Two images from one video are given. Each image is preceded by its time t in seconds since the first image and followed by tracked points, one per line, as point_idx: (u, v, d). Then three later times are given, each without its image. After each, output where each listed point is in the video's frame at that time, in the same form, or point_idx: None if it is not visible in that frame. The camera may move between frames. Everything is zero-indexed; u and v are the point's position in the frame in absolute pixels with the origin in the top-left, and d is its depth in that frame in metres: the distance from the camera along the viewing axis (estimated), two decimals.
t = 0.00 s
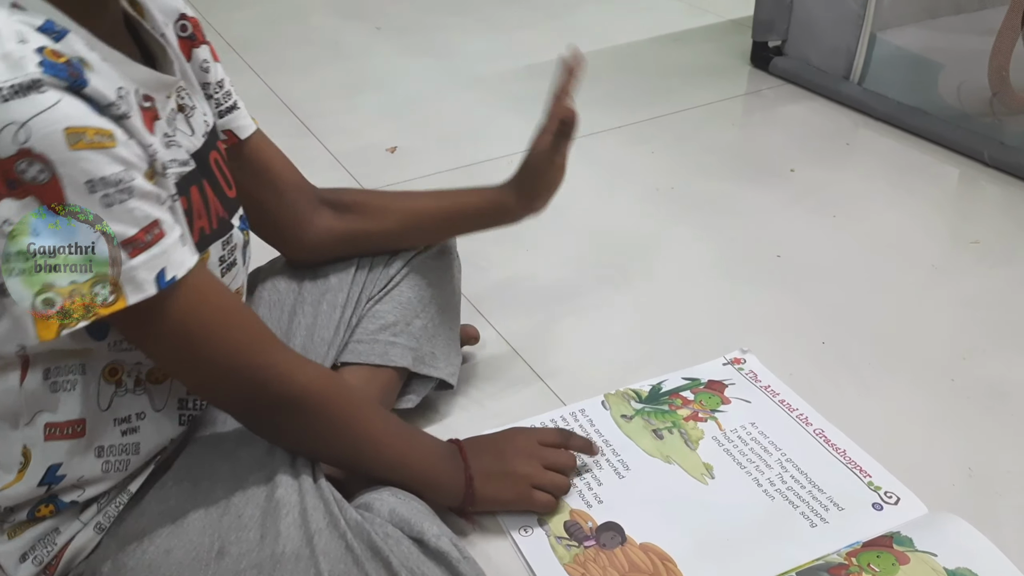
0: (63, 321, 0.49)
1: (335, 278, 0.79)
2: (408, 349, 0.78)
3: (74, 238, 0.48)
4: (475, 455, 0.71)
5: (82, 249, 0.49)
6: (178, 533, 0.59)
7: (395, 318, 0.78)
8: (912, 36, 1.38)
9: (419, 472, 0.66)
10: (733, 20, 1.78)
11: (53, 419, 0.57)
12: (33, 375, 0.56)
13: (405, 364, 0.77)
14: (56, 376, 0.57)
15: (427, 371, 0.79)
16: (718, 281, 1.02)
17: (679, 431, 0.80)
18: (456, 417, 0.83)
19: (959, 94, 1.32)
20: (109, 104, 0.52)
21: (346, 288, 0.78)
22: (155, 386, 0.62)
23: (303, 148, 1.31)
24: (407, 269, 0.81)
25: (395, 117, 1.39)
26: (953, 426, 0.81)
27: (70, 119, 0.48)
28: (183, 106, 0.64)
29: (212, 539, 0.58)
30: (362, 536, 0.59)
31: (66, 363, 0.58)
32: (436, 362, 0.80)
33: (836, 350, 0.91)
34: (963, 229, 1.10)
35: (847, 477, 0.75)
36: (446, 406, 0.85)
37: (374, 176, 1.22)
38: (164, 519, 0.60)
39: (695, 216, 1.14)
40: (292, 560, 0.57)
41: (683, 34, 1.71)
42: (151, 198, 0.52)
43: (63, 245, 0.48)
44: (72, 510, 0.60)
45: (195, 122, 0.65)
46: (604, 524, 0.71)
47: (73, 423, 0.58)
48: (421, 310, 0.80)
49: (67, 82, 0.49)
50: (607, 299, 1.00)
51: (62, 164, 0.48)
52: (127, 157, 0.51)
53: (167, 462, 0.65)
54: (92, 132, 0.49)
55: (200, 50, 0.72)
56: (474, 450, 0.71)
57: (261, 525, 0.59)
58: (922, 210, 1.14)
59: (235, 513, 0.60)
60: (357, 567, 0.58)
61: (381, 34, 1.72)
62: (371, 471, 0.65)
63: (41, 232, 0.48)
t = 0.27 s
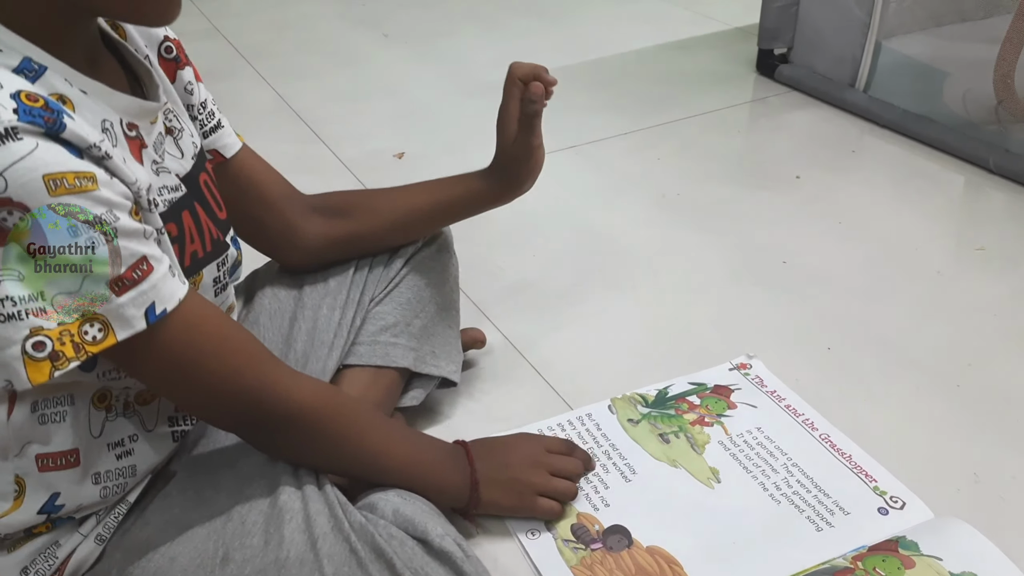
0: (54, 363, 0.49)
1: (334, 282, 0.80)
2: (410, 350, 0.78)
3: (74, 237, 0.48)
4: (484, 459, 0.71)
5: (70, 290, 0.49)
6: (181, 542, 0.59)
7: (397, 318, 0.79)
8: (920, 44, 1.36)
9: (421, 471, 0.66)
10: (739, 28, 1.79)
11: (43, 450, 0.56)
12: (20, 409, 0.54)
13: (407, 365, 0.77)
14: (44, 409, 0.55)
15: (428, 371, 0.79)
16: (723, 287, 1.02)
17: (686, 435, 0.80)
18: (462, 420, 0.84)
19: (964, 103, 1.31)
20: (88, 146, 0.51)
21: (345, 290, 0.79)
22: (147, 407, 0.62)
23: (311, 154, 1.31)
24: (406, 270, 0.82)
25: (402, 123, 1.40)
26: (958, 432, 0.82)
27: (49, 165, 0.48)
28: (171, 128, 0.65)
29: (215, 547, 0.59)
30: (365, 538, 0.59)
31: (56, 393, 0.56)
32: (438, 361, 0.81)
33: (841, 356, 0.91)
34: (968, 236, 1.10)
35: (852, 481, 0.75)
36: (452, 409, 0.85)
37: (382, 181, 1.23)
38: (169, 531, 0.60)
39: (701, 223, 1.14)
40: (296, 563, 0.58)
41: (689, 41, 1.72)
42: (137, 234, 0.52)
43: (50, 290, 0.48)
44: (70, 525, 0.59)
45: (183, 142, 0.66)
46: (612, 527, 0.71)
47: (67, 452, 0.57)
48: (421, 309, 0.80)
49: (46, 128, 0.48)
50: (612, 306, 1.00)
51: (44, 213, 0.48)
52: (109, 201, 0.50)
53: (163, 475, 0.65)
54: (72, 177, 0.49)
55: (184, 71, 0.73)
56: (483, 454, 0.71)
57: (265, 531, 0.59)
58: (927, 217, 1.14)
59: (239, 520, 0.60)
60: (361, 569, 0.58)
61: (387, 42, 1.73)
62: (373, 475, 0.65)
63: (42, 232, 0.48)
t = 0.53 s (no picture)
0: (94, 363, 0.49)
1: (349, 291, 0.80)
2: (421, 356, 0.79)
3: (74, 238, 0.48)
4: (493, 463, 0.72)
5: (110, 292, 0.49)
6: (198, 542, 0.59)
7: (409, 326, 0.79)
8: (921, 52, 1.40)
9: (435, 479, 0.67)
10: (744, 36, 1.80)
11: (67, 451, 0.57)
12: (48, 410, 0.56)
13: (418, 371, 0.78)
14: (70, 412, 0.57)
15: (439, 377, 0.80)
16: (729, 294, 1.03)
17: (692, 440, 0.81)
18: (470, 424, 0.84)
19: (969, 109, 1.33)
20: (138, 152, 0.51)
21: (360, 299, 0.79)
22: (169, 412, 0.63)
23: (319, 160, 1.32)
24: (421, 280, 0.82)
25: (409, 130, 1.41)
26: (962, 437, 0.82)
27: (100, 169, 0.48)
28: (208, 139, 0.65)
29: (232, 548, 0.59)
30: (381, 543, 0.60)
31: (82, 397, 0.57)
32: (448, 368, 0.81)
33: (846, 362, 0.92)
34: (973, 243, 1.11)
35: (857, 486, 0.75)
36: (460, 414, 0.86)
37: (389, 188, 1.24)
38: (186, 532, 0.60)
39: (706, 229, 1.15)
40: (312, 566, 0.58)
41: (694, 50, 1.73)
42: (179, 240, 0.52)
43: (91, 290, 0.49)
44: (91, 523, 0.60)
45: (219, 155, 0.66)
46: (618, 531, 0.72)
47: (91, 455, 0.58)
48: (433, 317, 0.81)
49: (97, 133, 0.49)
50: (618, 311, 1.01)
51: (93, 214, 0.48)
52: (155, 204, 0.51)
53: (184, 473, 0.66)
54: (121, 181, 0.49)
55: (221, 85, 0.73)
56: (491, 458, 0.72)
57: (281, 536, 0.60)
58: (931, 224, 1.15)
59: (256, 524, 0.61)
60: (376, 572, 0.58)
61: (394, 50, 1.74)
62: (387, 483, 0.65)
63: (41, 232, 0.48)
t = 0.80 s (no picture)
0: (124, 362, 0.50)
1: (357, 300, 0.81)
2: (428, 363, 0.79)
3: (74, 237, 0.48)
4: (498, 470, 0.72)
5: (143, 292, 0.50)
6: (207, 547, 0.60)
7: (417, 333, 0.79)
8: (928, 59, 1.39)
9: (444, 488, 0.67)
10: (750, 44, 1.80)
11: (82, 453, 0.57)
12: (65, 411, 0.56)
13: (425, 378, 0.78)
14: (86, 413, 0.57)
15: (444, 385, 0.80)
16: (735, 301, 1.03)
17: (698, 448, 0.81)
18: (478, 431, 0.85)
19: (976, 117, 1.33)
20: (174, 158, 0.53)
21: (369, 307, 0.80)
22: (183, 417, 0.63)
23: (326, 168, 1.33)
24: (429, 287, 0.83)
25: (415, 138, 1.42)
26: (970, 445, 0.82)
27: (141, 170, 0.49)
28: (229, 152, 0.67)
29: (240, 553, 0.59)
30: (388, 550, 0.60)
31: (98, 399, 0.58)
32: (454, 376, 0.82)
33: (853, 370, 0.92)
34: (980, 251, 1.10)
35: (864, 494, 0.75)
36: (468, 420, 0.86)
37: (396, 195, 1.24)
38: (196, 536, 0.61)
39: (713, 236, 1.15)
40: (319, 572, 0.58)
41: (700, 57, 1.73)
42: (212, 244, 0.53)
43: (125, 289, 0.50)
44: (102, 527, 0.60)
45: (238, 167, 0.68)
46: (624, 538, 0.72)
47: (105, 457, 0.58)
48: (441, 325, 0.81)
49: (137, 136, 0.50)
50: (625, 319, 1.01)
51: (133, 215, 0.49)
52: (191, 207, 0.52)
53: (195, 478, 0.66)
54: (160, 183, 0.50)
55: (237, 99, 0.76)
56: (497, 464, 0.72)
57: (289, 542, 0.60)
58: (938, 232, 1.14)
59: (264, 530, 0.61)
60: None
61: (401, 57, 1.75)
62: (398, 492, 0.65)
63: (40, 232, 0.48)
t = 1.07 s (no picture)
0: (139, 364, 0.51)
1: (367, 308, 0.82)
2: (432, 373, 0.79)
3: (74, 237, 0.49)
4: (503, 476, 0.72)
5: (159, 297, 0.51)
6: (217, 552, 0.60)
7: (423, 341, 0.80)
8: (931, 69, 1.39)
9: (450, 495, 0.67)
10: (754, 53, 1.81)
11: (98, 457, 0.58)
12: (81, 414, 0.57)
13: (430, 388, 0.79)
14: (102, 417, 0.58)
15: (449, 394, 0.81)
16: (738, 309, 1.03)
17: (701, 455, 0.81)
18: (483, 438, 0.85)
19: (978, 126, 1.34)
20: (192, 166, 0.54)
21: (377, 316, 0.80)
22: (197, 423, 0.64)
23: (331, 176, 1.34)
24: (436, 297, 0.83)
25: (420, 146, 1.42)
26: (972, 453, 0.82)
27: (159, 177, 0.50)
28: (245, 162, 0.67)
29: (249, 558, 0.60)
30: (396, 556, 0.60)
31: (113, 402, 0.58)
32: (458, 386, 0.82)
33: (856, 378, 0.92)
34: (982, 259, 1.11)
35: (866, 501, 0.76)
36: (473, 428, 0.87)
37: (401, 203, 1.25)
38: (206, 540, 0.61)
39: (716, 245, 1.16)
40: None
41: (704, 66, 1.74)
42: (225, 251, 0.54)
43: (142, 294, 0.51)
44: (115, 532, 0.61)
45: (253, 176, 0.68)
46: (627, 544, 0.72)
47: (120, 461, 0.59)
48: (446, 334, 0.82)
49: (156, 144, 0.52)
50: (628, 326, 1.01)
51: (151, 220, 0.50)
52: (206, 214, 0.53)
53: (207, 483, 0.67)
54: (177, 190, 0.51)
55: (257, 105, 0.75)
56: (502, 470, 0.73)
57: (298, 547, 0.61)
58: (940, 241, 1.15)
59: (273, 535, 0.61)
60: None
61: (407, 67, 1.76)
62: (403, 498, 0.66)
63: (40, 232, 0.49)
